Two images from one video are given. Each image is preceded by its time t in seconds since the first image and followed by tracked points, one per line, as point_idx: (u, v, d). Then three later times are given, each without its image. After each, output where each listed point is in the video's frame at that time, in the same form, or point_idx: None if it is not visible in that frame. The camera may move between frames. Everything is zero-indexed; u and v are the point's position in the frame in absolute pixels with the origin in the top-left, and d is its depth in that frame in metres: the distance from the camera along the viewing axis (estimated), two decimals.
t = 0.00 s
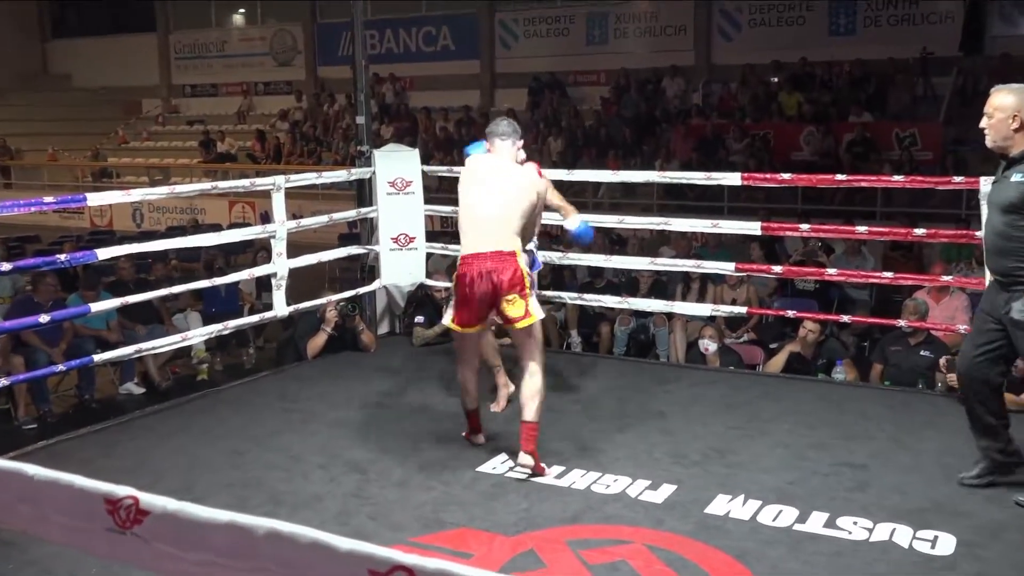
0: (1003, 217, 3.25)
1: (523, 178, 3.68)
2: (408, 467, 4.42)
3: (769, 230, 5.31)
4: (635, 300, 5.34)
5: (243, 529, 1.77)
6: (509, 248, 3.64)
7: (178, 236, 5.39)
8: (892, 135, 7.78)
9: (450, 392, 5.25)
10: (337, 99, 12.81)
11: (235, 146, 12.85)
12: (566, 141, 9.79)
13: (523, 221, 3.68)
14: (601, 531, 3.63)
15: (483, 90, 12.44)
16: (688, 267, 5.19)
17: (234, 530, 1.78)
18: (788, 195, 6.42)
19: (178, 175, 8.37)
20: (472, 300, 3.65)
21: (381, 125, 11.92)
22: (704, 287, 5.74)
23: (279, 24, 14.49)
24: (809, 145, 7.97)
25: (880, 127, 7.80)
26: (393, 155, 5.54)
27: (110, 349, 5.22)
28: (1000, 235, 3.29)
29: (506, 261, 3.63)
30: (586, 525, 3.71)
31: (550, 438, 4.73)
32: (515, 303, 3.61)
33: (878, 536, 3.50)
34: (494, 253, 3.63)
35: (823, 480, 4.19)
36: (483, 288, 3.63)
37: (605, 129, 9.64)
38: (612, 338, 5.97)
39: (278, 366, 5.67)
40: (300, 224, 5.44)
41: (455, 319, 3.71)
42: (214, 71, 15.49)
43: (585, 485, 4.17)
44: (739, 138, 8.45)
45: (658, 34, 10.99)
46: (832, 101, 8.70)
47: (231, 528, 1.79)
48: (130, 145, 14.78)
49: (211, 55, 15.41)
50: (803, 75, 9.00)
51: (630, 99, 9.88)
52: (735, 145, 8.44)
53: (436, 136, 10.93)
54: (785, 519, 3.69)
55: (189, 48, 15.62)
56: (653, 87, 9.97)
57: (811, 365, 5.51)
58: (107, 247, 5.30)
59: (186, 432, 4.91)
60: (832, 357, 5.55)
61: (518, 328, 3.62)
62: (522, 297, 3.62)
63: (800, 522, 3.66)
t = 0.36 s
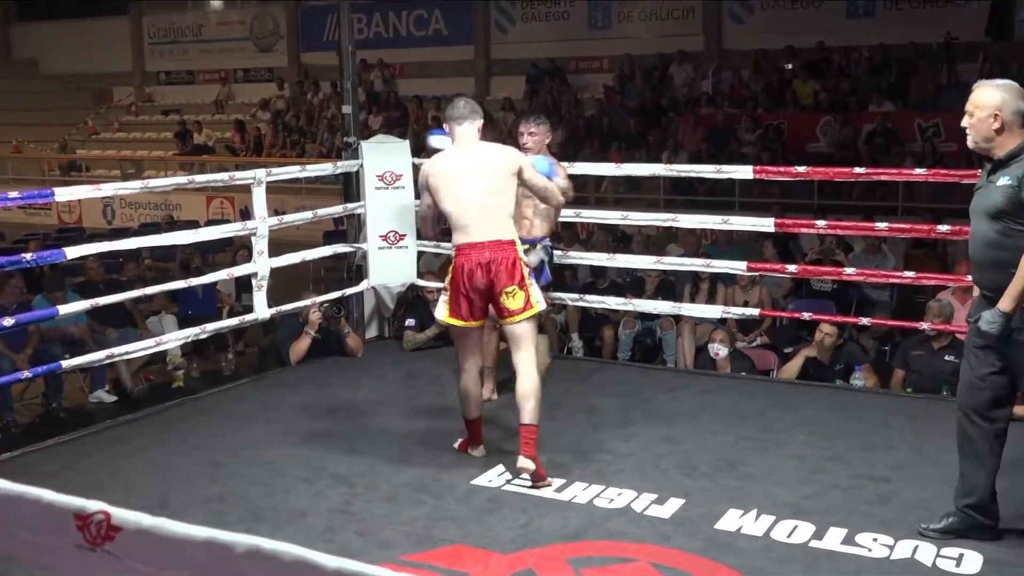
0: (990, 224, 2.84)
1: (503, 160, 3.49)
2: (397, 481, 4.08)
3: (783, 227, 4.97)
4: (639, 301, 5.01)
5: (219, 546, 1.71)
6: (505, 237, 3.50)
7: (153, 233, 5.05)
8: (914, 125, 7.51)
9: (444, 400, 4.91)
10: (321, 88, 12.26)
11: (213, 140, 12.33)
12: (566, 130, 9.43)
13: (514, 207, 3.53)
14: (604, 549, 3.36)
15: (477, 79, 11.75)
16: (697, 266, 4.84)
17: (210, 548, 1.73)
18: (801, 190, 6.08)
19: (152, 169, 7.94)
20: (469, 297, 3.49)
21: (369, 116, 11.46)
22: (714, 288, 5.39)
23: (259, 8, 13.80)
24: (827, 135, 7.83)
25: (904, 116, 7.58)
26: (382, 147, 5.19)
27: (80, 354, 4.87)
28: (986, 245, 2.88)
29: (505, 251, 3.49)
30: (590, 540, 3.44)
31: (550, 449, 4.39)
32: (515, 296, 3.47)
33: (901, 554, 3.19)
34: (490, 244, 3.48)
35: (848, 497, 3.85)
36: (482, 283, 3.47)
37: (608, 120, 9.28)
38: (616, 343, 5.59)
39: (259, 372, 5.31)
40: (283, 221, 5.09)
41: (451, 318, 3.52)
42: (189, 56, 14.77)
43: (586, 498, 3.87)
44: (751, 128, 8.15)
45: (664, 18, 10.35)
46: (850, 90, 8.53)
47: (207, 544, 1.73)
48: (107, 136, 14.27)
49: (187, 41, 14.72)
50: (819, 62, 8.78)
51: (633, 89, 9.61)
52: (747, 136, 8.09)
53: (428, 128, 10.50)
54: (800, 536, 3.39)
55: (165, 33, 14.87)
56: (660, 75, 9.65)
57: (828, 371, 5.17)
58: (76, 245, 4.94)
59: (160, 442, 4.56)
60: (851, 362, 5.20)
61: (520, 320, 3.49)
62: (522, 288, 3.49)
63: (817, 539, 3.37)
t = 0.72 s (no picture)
0: (975, 218, 2.62)
1: (489, 154, 3.37)
2: (388, 495, 3.74)
3: (801, 222, 4.64)
4: (647, 302, 4.66)
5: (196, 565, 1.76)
6: (483, 242, 3.40)
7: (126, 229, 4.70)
8: (942, 113, 7.35)
9: (436, 407, 4.58)
10: (305, 74, 11.83)
11: (190, 128, 11.90)
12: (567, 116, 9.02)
13: (495, 207, 3.40)
14: (610, 569, 3.09)
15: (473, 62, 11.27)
16: (708, 264, 4.49)
17: (187, 566, 1.78)
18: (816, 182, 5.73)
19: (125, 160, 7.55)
20: (439, 294, 3.46)
21: (358, 104, 11.08)
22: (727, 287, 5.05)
23: None
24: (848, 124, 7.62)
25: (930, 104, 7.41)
26: (370, 137, 4.86)
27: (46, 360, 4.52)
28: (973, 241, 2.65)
29: (474, 257, 3.39)
30: (592, 559, 3.18)
31: (552, 461, 4.05)
32: (479, 306, 3.39)
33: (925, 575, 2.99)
34: (465, 247, 3.40)
35: (870, 513, 3.55)
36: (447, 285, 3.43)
37: (613, 108, 8.94)
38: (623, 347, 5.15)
39: (239, 378, 4.97)
40: (265, 217, 4.75)
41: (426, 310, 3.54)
42: (164, 39, 14.29)
43: (589, 514, 3.55)
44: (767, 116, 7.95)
45: None
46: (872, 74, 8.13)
47: (185, 563, 1.78)
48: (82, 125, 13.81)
49: (163, 24, 14.27)
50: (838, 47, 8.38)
51: (641, 74, 9.23)
52: (762, 126, 7.87)
53: (420, 117, 10.12)
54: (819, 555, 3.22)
55: (138, 16, 14.48)
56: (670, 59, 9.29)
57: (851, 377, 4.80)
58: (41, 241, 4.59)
59: (134, 455, 4.21)
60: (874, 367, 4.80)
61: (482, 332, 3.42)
62: (489, 299, 3.39)
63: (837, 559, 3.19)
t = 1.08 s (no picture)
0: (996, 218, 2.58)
1: (483, 150, 3.13)
2: (380, 510, 3.43)
3: (821, 220, 4.33)
4: (657, 304, 4.35)
5: None
6: (468, 241, 3.18)
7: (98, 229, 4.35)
8: (972, 103, 7.17)
9: (431, 415, 4.26)
10: (288, 60, 11.39)
11: (164, 117, 11.46)
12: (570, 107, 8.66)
13: (485, 206, 3.16)
14: None
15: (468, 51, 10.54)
16: (721, 265, 4.18)
17: None
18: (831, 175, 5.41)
19: (97, 153, 7.19)
20: (429, 295, 3.29)
21: (345, 91, 10.68)
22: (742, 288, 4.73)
23: None
24: (872, 114, 7.42)
25: (962, 90, 7.25)
26: (360, 127, 4.57)
27: (11, 368, 4.17)
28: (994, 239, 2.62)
29: (460, 256, 3.18)
30: None
31: (558, 473, 3.73)
32: (463, 309, 3.18)
33: None
34: (451, 245, 3.20)
35: (896, 530, 3.25)
36: (433, 286, 3.25)
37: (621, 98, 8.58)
38: (631, 352, 4.85)
39: (220, 387, 4.65)
40: (247, 213, 4.44)
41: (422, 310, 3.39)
42: (139, 24, 13.79)
43: (593, 532, 3.25)
44: (785, 106, 7.74)
45: None
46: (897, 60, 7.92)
47: None
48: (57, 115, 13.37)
49: (138, 7, 13.79)
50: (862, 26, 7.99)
51: (650, 60, 8.88)
52: (780, 116, 7.71)
53: (413, 104, 9.76)
54: None
55: None
56: (680, 44, 8.78)
57: (875, 385, 4.48)
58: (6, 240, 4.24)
59: (108, 468, 3.89)
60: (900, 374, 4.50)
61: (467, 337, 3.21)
62: (474, 302, 3.17)
63: None
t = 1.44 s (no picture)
0: None
1: (498, 135, 2.92)
2: (378, 530, 3.14)
3: (848, 221, 4.04)
4: (672, 310, 4.07)
5: None
6: (482, 230, 2.96)
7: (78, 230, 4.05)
8: (1012, 93, 6.77)
9: (432, 426, 3.97)
10: (279, 50, 11.12)
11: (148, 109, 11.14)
12: (584, 101, 8.32)
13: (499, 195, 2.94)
14: None
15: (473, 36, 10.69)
16: (742, 267, 3.88)
17: None
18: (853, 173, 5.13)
19: (76, 150, 6.88)
20: (443, 294, 3.07)
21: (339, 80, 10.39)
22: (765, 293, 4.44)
23: None
24: (904, 108, 7.04)
25: (1001, 82, 6.83)
26: (356, 121, 4.32)
27: None
28: None
29: (472, 247, 2.96)
30: None
31: (571, 490, 3.42)
32: (481, 302, 2.96)
33: None
34: (464, 236, 2.98)
35: (930, 553, 2.96)
36: (449, 282, 3.03)
37: (635, 91, 8.25)
38: (645, 362, 4.56)
39: (207, 398, 4.37)
40: (237, 214, 4.15)
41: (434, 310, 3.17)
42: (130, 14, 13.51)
43: (606, 555, 2.96)
44: (812, 98, 7.38)
45: None
46: (932, 50, 7.52)
47: None
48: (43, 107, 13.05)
49: None
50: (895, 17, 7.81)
51: (667, 51, 8.64)
52: (805, 109, 7.33)
53: (412, 95, 9.51)
54: None
55: None
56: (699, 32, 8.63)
57: (907, 397, 4.19)
58: None
59: (85, 484, 3.59)
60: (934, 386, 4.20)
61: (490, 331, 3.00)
62: (492, 293, 2.95)
63: None
